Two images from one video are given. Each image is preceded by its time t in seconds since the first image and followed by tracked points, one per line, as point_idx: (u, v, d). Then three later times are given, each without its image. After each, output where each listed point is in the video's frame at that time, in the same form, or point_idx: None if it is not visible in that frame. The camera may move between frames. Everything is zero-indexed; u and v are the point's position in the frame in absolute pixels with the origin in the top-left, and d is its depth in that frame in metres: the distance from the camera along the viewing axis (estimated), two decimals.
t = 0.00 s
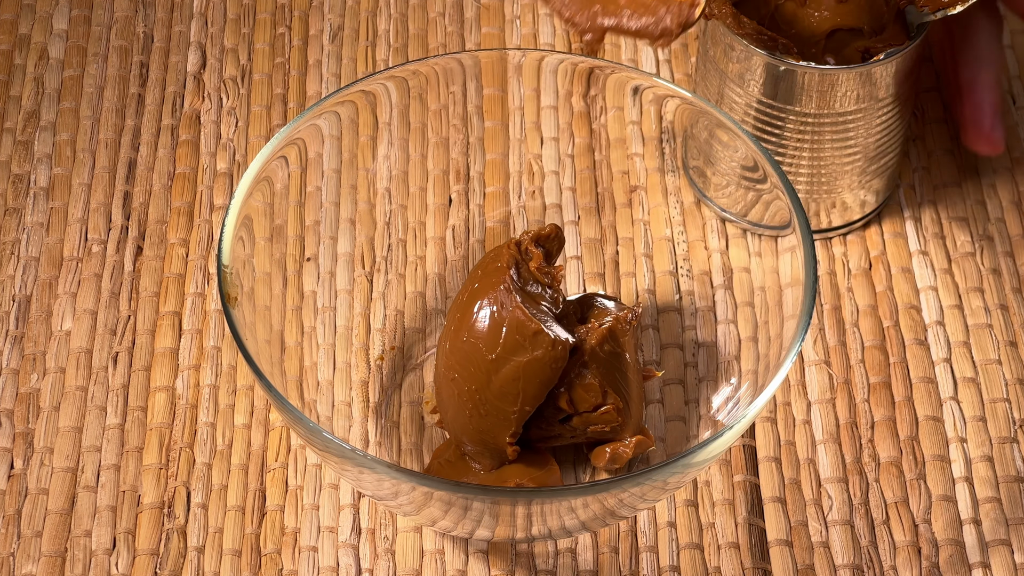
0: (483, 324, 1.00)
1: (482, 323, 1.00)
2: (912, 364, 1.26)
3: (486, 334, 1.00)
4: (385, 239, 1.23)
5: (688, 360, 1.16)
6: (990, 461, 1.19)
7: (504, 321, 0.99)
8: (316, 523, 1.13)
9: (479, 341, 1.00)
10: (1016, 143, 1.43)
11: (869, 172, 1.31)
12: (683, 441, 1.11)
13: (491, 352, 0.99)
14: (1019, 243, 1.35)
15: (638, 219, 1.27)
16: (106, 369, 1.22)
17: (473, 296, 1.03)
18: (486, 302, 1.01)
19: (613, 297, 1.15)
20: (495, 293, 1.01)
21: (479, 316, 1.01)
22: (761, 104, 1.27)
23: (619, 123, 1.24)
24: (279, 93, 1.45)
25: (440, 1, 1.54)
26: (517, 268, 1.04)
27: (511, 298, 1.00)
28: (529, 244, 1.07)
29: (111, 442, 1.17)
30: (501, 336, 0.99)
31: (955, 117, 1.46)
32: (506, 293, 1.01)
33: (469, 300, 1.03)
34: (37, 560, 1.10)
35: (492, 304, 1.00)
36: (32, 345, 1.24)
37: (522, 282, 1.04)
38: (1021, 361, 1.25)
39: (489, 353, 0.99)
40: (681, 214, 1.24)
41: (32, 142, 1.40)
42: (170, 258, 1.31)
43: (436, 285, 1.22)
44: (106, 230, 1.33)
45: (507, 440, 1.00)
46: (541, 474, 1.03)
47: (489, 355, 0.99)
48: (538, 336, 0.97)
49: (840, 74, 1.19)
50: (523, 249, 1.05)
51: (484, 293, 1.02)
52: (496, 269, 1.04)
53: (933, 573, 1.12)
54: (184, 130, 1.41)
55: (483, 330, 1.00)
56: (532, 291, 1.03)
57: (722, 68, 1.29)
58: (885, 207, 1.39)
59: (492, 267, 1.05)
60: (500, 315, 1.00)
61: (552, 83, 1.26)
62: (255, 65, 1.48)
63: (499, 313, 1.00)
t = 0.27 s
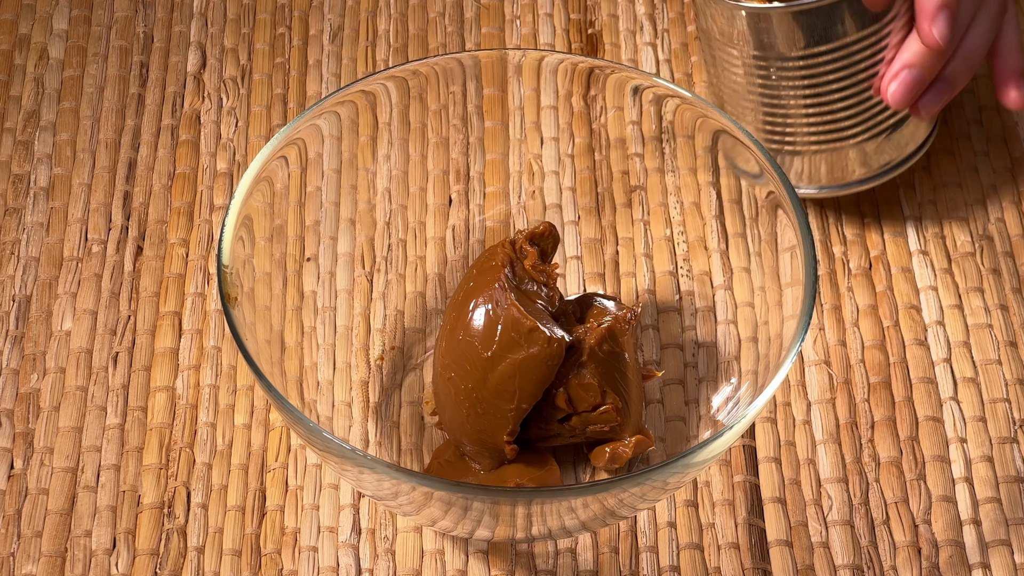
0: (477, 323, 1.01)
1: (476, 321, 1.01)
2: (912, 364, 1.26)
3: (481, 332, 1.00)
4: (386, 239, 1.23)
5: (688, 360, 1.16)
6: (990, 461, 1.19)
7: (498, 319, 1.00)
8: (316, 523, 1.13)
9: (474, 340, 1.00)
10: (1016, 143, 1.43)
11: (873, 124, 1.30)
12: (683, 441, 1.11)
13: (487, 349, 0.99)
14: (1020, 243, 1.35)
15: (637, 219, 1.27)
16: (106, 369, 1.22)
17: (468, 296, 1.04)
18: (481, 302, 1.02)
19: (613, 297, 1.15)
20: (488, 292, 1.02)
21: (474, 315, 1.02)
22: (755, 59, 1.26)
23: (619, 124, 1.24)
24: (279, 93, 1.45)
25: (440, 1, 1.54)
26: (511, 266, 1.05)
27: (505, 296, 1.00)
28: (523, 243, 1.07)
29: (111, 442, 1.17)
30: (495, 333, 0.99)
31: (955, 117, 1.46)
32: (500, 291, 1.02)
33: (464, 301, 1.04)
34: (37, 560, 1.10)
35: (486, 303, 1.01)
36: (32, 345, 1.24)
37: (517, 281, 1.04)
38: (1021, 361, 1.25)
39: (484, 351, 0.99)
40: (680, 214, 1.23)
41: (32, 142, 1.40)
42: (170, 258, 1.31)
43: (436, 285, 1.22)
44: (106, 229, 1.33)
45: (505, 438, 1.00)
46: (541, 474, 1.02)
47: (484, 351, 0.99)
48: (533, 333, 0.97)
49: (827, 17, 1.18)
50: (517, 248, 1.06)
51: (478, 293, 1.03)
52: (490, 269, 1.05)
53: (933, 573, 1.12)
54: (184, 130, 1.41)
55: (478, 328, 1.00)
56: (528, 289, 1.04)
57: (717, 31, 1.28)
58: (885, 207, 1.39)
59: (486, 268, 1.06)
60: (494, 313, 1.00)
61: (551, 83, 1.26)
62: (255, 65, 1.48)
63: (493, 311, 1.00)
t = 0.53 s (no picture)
0: (473, 323, 1.01)
1: (472, 321, 1.01)
2: (912, 364, 1.26)
3: (476, 332, 1.00)
4: (386, 239, 1.23)
5: (688, 360, 1.16)
6: (990, 461, 1.19)
7: (493, 318, 1.00)
8: (316, 523, 1.13)
9: (469, 339, 1.00)
10: (1016, 142, 1.43)
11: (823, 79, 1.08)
12: (683, 441, 1.11)
13: (482, 348, 0.99)
14: (1019, 243, 1.35)
15: (637, 219, 1.27)
16: (106, 369, 1.22)
17: (463, 296, 1.04)
18: (477, 301, 1.02)
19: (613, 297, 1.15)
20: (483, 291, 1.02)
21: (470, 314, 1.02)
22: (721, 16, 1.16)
23: (619, 124, 1.24)
24: (279, 93, 1.45)
25: (440, 1, 1.54)
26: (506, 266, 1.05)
27: (501, 294, 1.01)
28: (518, 242, 1.08)
29: (111, 442, 1.17)
30: (491, 332, 0.99)
31: (955, 117, 1.46)
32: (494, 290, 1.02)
33: (459, 301, 1.04)
34: (37, 560, 1.10)
35: (481, 302, 1.02)
36: (32, 345, 1.24)
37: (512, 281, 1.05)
38: (1021, 361, 1.25)
39: (480, 350, 0.99)
40: (680, 214, 1.24)
41: (32, 142, 1.40)
42: (170, 258, 1.31)
43: (436, 285, 1.22)
44: (106, 230, 1.33)
45: (502, 437, 1.00)
46: (541, 474, 1.02)
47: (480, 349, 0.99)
48: (529, 330, 0.98)
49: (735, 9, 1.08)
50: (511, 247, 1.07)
51: (474, 293, 1.03)
52: (485, 269, 1.05)
53: (933, 573, 1.12)
54: (184, 130, 1.41)
55: (474, 327, 1.01)
56: (524, 287, 1.05)
57: None
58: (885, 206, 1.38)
59: (482, 268, 1.06)
60: (489, 312, 1.00)
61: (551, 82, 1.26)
62: (255, 65, 1.48)
63: (488, 310, 1.00)
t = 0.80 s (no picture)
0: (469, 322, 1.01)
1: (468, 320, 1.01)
2: (912, 364, 1.26)
3: (472, 330, 1.00)
4: (386, 239, 1.23)
5: (688, 360, 1.15)
6: (990, 461, 1.19)
7: (488, 316, 1.00)
8: (316, 523, 1.13)
9: (466, 338, 1.00)
10: (1015, 142, 1.43)
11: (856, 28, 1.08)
12: (683, 441, 1.10)
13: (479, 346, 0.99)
14: (1019, 243, 1.35)
15: (637, 219, 1.27)
16: (106, 369, 1.22)
17: (460, 295, 1.04)
18: (473, 300, 1.02)
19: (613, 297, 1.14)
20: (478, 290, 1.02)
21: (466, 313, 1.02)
22: None
23: (619, 124, 1.24)
24: (279, 93, 1.45)
25: (440, 1, 1.54)
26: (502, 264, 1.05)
27: (496, 292, 1.01)
28: (514, 240, 1.07)
29: (111, 442, 1.17)
30: (486, 330, 0.99)
31: (955, 117, 1.46)
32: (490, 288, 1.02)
33: (455, 300, 1.04)
34: (37, 560, 1.10)
35: (477, 300, 1.02)
36: (32, 345, 1.24)
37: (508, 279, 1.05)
38: (1021, 361, 1.25)
39: (476, 349, 1.00)
40: (680, 214, 1.24)
41: (32, 142, 1.40)
42: (170, 258, 1.31)
43: (436, 285, 1.22)
44: (106, 230, 1.33)
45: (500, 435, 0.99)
46: (541, 474, 1.02)
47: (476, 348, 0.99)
48: (525, 328, 0.98)
49: None
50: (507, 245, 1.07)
51: (470, 292, 1.03)
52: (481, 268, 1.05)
53: (933, 573, 1.12)
54: (184, 130, 1.41)
55: (470, 326, 1.01)
56: (520, 286, 1.04)
57: None
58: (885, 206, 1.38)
59: (478, 267, 1.06)
60: (484, 310, 1.00)
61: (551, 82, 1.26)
62: (255, 65, 1.48)
63: (484, 308, 1.01)
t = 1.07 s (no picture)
0: (465, 320, 1.01)
1: (464, 318, 1.01)
2: (912, 365, 1.26)
3: (468, 329, 1.00)
4: (386, 239, 1.23)
5: (688, 360, 1.15)
6: (990, 461, 1.19)
7: (484, 315, 1.00)
8: (316, 523, 1.13)
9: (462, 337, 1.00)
10: (1015, 142, 1.43)
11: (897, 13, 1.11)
12: (683, 441, 1.10)
13: (475, 345, 0.99)
14: (1019, 243, 1.35)
15: (637, 219, 1.27)
16: (106, 369, 1.22)
17: (456, 294, 1.04)
18: (469, 299, 1.02)
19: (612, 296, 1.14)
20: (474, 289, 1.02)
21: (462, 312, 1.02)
22: None
23: (619, 124, 1.24)
24: (279, 93, 1.45)
25: (440, 1, 1.54)
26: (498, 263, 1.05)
27: (492, 290, 1.01)
28: (510, 239, 1.07)
29: (111, 442, 1.17)
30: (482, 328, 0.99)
31: (955, 117, 1.46)
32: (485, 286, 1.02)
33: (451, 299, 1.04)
34: (37, 560, 1.10)
35: (472, 299, 1.02)
36: (32, 345, 1.24)
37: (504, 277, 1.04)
38: (1021, 361, 1.25)
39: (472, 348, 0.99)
40: (680, 214, 1.24)
41: (32, 142, 1.40)
42: (170, 258, 1.31)
43: (436, 285, 1.22)
44: (106, 230, 1.33)
45: (498, 433, 0.99)
46: (540, 474, 1.02)
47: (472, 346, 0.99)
48: (521, 325, 0.98)
49: None
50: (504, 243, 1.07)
51: (466, 291, 1.03)
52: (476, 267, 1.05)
53: (933, 573, 1.12)
54: (184, 130, 1.41)
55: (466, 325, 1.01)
56: (517, 285, 1.04)
57: None
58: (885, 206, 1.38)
59: (474, 267, 1.06)
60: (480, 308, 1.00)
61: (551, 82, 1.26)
62: (255, 65, 1.48)
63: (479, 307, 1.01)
